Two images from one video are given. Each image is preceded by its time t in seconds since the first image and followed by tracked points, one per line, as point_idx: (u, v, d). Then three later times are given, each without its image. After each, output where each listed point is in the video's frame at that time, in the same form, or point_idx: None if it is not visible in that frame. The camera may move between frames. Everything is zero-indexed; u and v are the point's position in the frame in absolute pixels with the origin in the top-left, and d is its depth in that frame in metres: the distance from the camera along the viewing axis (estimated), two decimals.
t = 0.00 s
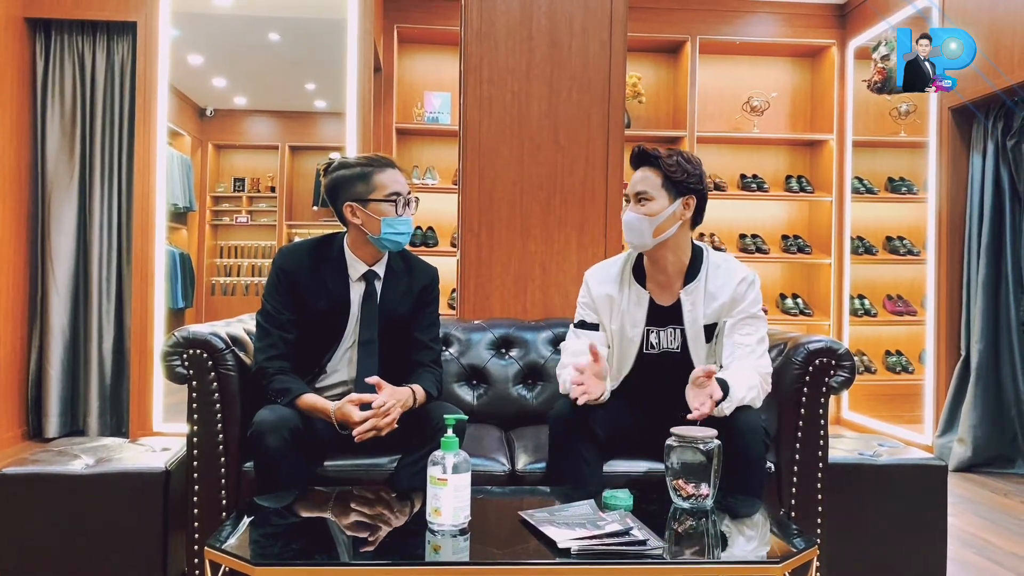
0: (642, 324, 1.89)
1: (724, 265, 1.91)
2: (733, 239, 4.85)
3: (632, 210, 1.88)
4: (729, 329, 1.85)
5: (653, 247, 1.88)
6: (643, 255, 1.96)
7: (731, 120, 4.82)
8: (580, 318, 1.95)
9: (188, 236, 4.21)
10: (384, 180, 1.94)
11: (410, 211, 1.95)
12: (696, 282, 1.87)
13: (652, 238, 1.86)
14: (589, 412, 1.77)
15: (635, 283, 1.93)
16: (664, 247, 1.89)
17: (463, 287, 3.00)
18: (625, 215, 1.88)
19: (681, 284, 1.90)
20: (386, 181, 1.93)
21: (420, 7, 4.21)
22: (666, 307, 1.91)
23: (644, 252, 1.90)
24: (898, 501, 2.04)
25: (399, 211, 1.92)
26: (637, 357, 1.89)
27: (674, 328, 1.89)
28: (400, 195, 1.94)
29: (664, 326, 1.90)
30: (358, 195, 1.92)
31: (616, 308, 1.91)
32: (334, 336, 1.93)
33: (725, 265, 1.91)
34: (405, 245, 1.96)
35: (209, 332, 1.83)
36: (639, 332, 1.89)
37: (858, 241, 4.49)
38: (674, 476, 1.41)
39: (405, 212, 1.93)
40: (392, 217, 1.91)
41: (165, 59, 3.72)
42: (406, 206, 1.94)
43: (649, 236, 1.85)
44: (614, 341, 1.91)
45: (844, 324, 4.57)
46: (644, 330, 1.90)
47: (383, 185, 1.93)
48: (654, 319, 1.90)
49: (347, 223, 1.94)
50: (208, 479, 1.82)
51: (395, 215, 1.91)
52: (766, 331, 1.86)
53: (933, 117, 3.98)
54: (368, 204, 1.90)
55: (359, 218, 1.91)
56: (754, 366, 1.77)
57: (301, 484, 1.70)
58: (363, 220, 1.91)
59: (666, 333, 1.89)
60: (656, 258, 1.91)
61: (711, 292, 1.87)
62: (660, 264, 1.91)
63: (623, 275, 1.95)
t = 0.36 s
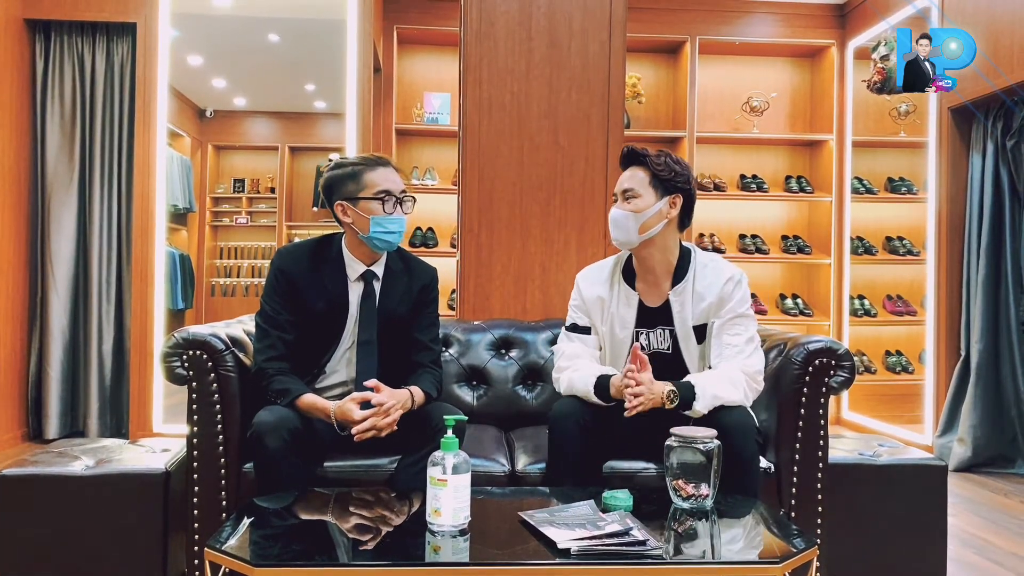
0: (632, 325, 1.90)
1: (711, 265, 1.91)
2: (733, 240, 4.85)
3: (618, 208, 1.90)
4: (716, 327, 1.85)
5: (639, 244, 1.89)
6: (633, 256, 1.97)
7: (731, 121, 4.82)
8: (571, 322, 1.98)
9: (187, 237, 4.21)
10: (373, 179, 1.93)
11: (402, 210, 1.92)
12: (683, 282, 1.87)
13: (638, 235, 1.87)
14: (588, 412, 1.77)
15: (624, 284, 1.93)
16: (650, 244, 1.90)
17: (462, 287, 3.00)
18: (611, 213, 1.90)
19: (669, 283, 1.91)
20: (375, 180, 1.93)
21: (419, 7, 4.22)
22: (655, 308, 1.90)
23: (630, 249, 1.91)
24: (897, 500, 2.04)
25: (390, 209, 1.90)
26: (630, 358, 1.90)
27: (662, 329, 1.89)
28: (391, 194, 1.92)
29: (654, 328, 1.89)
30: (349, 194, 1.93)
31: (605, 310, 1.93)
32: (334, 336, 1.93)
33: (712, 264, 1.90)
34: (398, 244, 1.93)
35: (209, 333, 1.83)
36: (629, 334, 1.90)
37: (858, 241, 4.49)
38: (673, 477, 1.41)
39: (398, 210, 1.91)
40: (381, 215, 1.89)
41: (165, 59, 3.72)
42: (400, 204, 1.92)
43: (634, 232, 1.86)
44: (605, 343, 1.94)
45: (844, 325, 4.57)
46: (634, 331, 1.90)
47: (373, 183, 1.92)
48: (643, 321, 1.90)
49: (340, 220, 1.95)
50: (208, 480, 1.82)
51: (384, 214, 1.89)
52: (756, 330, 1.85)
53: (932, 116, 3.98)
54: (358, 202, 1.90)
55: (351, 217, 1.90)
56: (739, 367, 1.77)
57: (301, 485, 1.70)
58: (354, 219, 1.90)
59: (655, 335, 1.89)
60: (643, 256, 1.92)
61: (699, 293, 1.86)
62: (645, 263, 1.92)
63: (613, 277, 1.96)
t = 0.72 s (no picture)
0: (631, 327, 1.90)
1: (711, 267, 1.90)
2: (732, 240, 4.85)
3: (616, 211, 1.90)
4: (720, 330, 1.85)
5: (639, 248, 1.89)
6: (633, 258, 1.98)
7: (731, 121, 4.82)
8: (570, 323, 1.98)
9: (187, 237, 4.21)
10: (359, 176, 1.90)
11: (383, 209, 1.89)
12: (683, 285, 1.87)
13: (638, 239, 1.87)
14: (588, 412, 1.77)
15: (624, 286, 1.93)
16: (650, 248, 1.90)
17: (462, 287, 3.00)
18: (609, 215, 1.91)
19: (669, 285, 1.90)
20: (357, 177, 1.90)
21: (419, 8, 4.22)
22: (655, 310, 1.90)
23: (629, 251, 1.92)
24: (897, 501, 2.04)
25: (368, 208, 1.88)
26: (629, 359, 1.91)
27: (663, 331, 1.89)
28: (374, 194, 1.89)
29: (654, 330, 1.90)
30: (337, 192, 1.93)
31: (605, 312, 1.93)
32: (332, 338, 1.94)
33: (712, 266, 1.90)
34: (379, 244, 1.89)
35: (208, 334, 1.83)
36: (628, 336, 1.90)
37: (858, 241, 4.49)
38: (673, 477, 1.41)
39: (378, 209, 1.89)
40: (359, 213, 1.87)
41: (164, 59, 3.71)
42: (382, 204, 1.90)
43: (634, 236, 1.86)
44: (604, 345, 1.94)
45: (844, 325, 4.57)
46: (633, 333, 1.90)
47: (355, 180, 1.90)
48: (642, 323, 1.90)
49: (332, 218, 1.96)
50: (208, 481, 1.82)
51: (360, 212, 1.88)
52: (758, 331, 1.85)
53: (932, 117, 3.98)
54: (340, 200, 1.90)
55: (337, 213, 1.92)
56: (740, 369, 1.77)
57: (301, 485, 1.71)
58: (340, 215, 1.92)
59: (656, 336, 1.89)
60: (642, 259, 1.92)
61: (700, 295, 1.86)
62: (644, 265, 1.92)
63: (612, 278, 1.96)
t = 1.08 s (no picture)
0: (632, 327, 1.90)
1: (712, 267, 1.90)
2: (732, 240, 4.85)
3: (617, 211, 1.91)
4: (722, 331, 1.85)
5: (640, 247, 1.89)
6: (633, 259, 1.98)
7: (731, 121, 4.81)
8: (571, 323, 1.97)
9: (187, 237, 4.21)
10: (356, 176, 1.91)
11: (379, 208, 1.89)
12: (683, 285, 1.87)
13: (638, 239, 1.87)
14: (588, 413, 1.77)
15: (625, 286, 1.93)
16: (650, 248, 1.90)
17: (462, 288, 3.00)
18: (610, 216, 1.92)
19: (670, 286, 1.90)
20: (354, 177, 1.90)
21: (419, 8, 4.22)
22: (655, 310, 1.90)
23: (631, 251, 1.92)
24: (897, 501, 2.04)
25: (364, 206, 1.89)
26: (629, 360, 1.91)
27: (664, 331, 1.89)
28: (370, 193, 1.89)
29: (654, 330, 1.90)
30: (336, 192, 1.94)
31: (605, 312, 1.93)
32: (332, 338, 1.94)
33: (713, 267, 1.90)
34: (376, 243, 1.89)
35: (208, 334, 1.83)
36: (628, 336, 1.90)
37: (857, 241, 4.49)
38: (672, 477, 1.41)
39: (375, 208, 1.89)
40: (354, 213, 1.88)
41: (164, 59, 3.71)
42: (378, 202, 1.89)
43: (634, 236, 1.86)
44: (605, 345, 1.94)
45: (843, 324, 4.57)
46: (634, 334, 1.90)
47: (352, 180, 1.90)
48: (643, 323, 1.90)
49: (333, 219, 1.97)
50: (208, 481, 1.82)
51: (356, 211, 1.88)
52: (759, 331, 1.85)
53: (932, 116, 3.97)
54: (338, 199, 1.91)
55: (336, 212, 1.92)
56: (742, 369, 1.78)
57: (301, 485, 1.71)
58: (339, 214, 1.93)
59: (656, 336, 1.89)
60: (643, 259, 1.92)
61: (700, 296, 1.86)
62: (645, 266, 1.92)
63: (613, 279, 1.96)
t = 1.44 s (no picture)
0: (632, 327, 1.90)
1: (712, 267, 1.90)
2: (732, 239, 4.85)
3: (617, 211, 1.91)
4: (721, 330, 1.85)
5: (639, 247, 1.89)
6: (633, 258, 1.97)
7: (731, 121, 4.81)
8: (571, 323, 1.97)
9: (187, 237, 4.21)
10: (355, 175, 1.91)
11: (377, 206, 1.89)
12: (683, 285, 1.87)
13: (638, 238, 1.87)
14: (588, 412, 1.77)
15: (625, 286, 1.93)
16: (650, 248, 1.90)
17: (462, 288, 3.00)
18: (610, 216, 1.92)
19: (669, 285, 1.90)
20: (353, 176, 1.91)
21: (419, 7, 4.22)
22: (655, 309, 1.90)
23: (631, 251, 1.92)
24: (897, 500, 2.04)
25: (363, 205, 1.88)
26: (630, 359, 1.91)
27: (664, 331, 1.89)
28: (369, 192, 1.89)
29: (654, 330, 1.90)
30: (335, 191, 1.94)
31: (605, 311, 1.93)
32: (331, 338, 1.94)
33: (712, 266, 1.90)
34: (376, 241, 1.88)
35: (208, 334, 1.83)
36: (629, 336, 1.90)
37: (857, 241, 4.49)
38: (672, 477, 1.41)
39: (373, 206, 1.89)
40: (353, 211, 1.87)
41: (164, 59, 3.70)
42: (377, 201, 1.89)
43: (634, 236, 1.86)
44: (605, 344, 1.94)
45: (843, 324, 4.57)
46: (634, 333, 1.90)
47: (351, 180, 1.91)
48: (643, 323, 1.90)
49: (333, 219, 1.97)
50: (208, 480, 1.82)
51: (354, 210, 1.88)
52: (759, 331, 1.85)
53: (932, 116, 3.97)
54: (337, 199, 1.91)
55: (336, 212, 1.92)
56: (742, 369, 1.77)
57: (302, 486, 1.71)
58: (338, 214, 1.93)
59: (656, 336, 1.89)
60: (643, 259, 1.92)
61: (700, 295, 1.86)
62: (644, 265, 1.92)
63: (613, 278, 1.96)
